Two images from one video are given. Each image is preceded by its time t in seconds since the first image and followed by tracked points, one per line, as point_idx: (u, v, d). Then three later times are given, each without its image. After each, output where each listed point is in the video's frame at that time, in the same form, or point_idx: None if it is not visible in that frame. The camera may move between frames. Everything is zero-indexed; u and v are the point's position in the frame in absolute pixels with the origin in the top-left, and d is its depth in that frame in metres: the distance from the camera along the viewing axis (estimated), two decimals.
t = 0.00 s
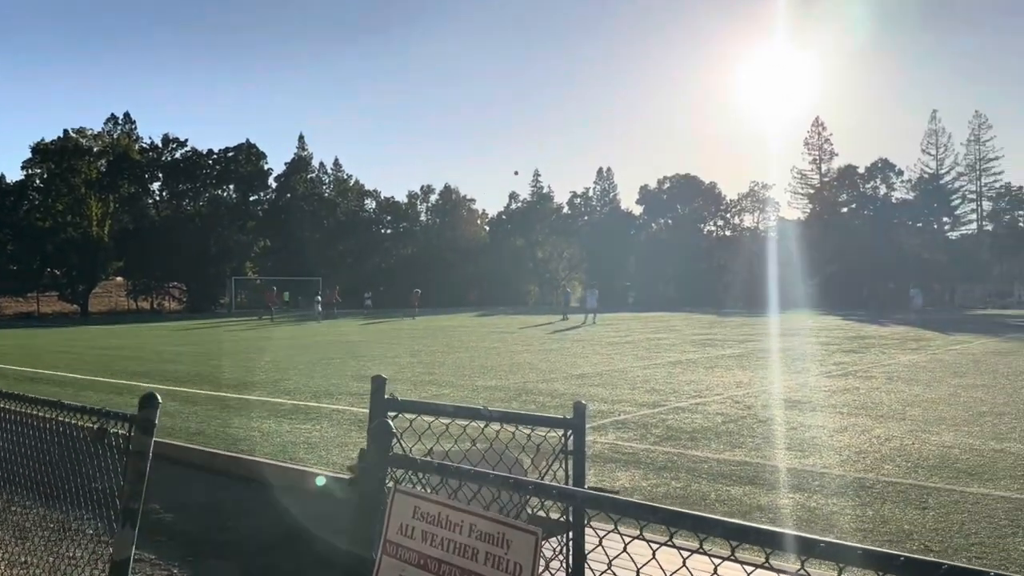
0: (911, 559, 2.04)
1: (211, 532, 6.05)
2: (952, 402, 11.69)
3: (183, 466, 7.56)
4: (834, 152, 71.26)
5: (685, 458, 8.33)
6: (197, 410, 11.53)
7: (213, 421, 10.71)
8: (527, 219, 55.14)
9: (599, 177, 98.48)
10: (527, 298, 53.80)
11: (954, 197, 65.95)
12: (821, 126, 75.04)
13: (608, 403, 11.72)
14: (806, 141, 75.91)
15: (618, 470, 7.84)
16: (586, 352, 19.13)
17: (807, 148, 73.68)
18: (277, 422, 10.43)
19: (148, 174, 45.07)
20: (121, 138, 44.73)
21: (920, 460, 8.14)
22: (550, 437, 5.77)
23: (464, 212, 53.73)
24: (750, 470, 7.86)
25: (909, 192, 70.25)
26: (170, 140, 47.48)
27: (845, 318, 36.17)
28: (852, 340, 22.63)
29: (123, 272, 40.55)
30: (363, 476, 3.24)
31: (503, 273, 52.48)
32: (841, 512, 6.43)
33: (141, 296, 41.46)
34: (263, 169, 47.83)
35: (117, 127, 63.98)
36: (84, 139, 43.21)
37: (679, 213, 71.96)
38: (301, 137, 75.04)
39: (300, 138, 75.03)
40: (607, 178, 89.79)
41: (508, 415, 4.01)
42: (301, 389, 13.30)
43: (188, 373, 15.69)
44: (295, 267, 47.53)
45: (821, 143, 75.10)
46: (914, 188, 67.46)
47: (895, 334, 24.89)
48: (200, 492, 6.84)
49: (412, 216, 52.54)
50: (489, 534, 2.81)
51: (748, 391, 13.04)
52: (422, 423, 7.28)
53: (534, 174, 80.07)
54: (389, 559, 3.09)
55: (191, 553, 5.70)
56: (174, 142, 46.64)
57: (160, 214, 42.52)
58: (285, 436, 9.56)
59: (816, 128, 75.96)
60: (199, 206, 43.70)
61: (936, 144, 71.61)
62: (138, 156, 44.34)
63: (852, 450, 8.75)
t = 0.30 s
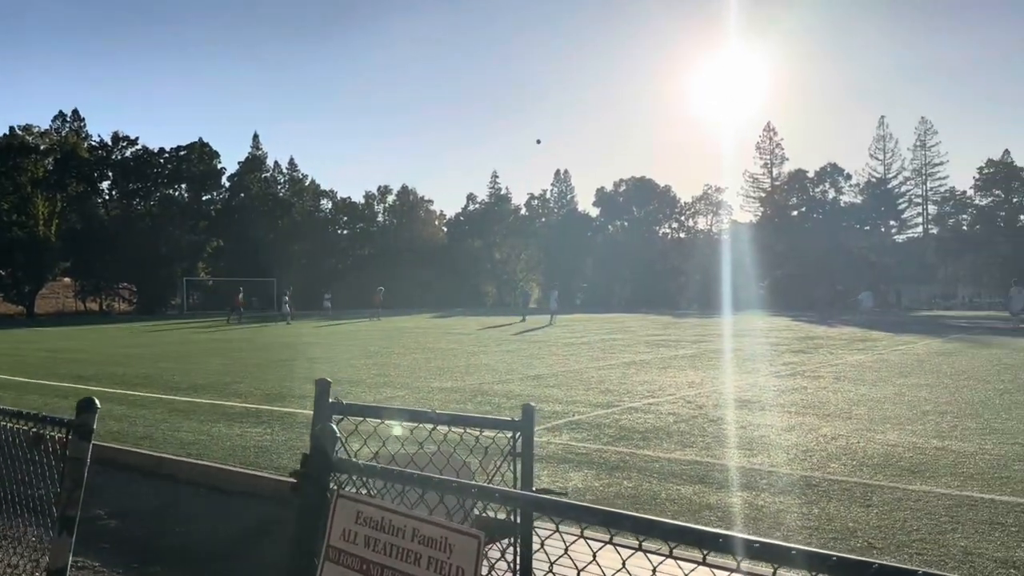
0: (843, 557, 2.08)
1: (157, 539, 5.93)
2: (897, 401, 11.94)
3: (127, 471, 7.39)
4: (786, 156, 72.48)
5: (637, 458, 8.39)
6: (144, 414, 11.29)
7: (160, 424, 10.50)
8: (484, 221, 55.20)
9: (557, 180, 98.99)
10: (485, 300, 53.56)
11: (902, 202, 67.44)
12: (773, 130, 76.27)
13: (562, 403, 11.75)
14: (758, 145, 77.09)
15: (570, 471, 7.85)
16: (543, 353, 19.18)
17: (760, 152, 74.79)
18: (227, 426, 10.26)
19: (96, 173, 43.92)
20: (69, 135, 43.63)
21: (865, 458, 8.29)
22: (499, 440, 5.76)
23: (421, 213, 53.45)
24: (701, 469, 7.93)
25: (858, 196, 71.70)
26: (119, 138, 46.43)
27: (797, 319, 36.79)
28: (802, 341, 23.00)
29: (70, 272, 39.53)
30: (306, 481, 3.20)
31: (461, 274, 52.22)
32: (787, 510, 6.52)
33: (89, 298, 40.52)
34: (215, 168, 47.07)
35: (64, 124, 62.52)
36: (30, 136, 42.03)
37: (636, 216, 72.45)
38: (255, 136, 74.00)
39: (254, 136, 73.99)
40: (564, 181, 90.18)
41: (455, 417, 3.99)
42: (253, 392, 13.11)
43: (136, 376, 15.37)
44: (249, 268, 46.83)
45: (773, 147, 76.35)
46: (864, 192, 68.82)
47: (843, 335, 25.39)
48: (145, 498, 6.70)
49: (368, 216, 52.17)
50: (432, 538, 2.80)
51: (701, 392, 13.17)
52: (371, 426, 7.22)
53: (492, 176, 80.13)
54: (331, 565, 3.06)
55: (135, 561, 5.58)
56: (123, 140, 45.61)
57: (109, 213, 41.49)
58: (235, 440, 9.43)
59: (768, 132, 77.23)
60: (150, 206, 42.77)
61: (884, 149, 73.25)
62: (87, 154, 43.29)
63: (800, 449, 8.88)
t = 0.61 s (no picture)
0: (790, 547, 2.11)
1: (108, 542, 5.82)
2: (849, 397, 12.17)
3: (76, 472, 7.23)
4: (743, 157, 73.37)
5: (595, 454, 8.43)
6: (95, 415, 11.08)
7: (111, 425, 10.31)
8: (445, 220, 55.17)
9: (517, 179, 99.11)
10: (446, 298, 53.15)
11: (855, 203, 68.72)
12: (730, 132, 77.23)
13: (521, 401, 11.77)
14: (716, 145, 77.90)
15: (529, 468, 7.87)
16: (503, 352, 19.19)
17: (718, 152, 75.62)
18: (182, 427, 10.11)
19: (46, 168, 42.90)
20: (18, 130, 42.50)
21: (818, 453, 8.43)
22: (455, 438, 5.75)
23: (381, 212, 53.12)
24: (658, 465, 7.99)
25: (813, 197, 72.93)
26: (70, 133, 45.41)
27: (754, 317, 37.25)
28: (759, 339, 23.31)
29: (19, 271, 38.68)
30: (257, 482, 3.16)
31: (422, 273, 51.82)
32: (741, 505, 6.61)
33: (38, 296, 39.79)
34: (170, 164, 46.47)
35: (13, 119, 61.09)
36: None
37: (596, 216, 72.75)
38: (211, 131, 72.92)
39: (210, 132, 72.91)
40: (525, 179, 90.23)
41: (409, 415, 3.97)
42: (208, 392, 12.94)
43: (86, 376, 15.07)
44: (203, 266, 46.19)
45: (730, 148, 77.23)
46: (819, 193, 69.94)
47: (798, 333, 25.77)
48: (96, 499, 6.57)
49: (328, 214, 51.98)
50: (383, 537, 2.78)
51: (659, 389, 13.28)
52: (325, 425, 7.16)
53: (453, 174, 79.95)
54: (281, 564, 3.03)
55: (85, 564, 5.48)
56: (74, 135, 44.64)
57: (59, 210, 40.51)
58: (189, 441, 9.29)
59: (726, 133, 78.09)
60: (103, 203, 42.00)
61: (837, 151, 74.65)
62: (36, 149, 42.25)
63: (755, 444, 9.00)
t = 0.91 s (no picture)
0: (748, 536, 2.14)
1: (66, 540, 5.72)
2: (808, 390, 12.37)
3: (33, 470, 7.09)
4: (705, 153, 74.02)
5: (560, 448, 8.46)
6: (52, 413, 10.86)
7: (69, 423, 10.12)
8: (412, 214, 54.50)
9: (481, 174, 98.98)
10: (411, 294, 52.79)
11: (815, 200, 69.72)
12: (692, 128, 77.91)
13: (486, 396, 11.78)
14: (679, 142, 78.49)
15: (494, 462, 7.88)
16: (467, 347, 19.19)
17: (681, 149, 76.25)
18: (141, 424, 9.96)
19: (2, 162, 41.95)
20: None
21: (778, 445, 8.56)
22: (420, 432, 5.74)
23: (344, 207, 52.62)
24: (622, 458, 8.04)
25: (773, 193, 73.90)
26: (24, 125, 44.29)
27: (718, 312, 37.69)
28: (720, 333, 23.58)
29: None
30: (217, 477, 3.13)
31: (386, 269, 51.45)
32: (703, 496, 6.69)
33: None
34: (127, 157, 46.29)
35: None
36: None
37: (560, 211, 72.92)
38: (170, 126, 71.77)
39: (169, 126, 71.76)
40: (490, 175, 90.08)
41: (372, 409, 3.95)
42: (169, 389, 12.76)
43: (42, 373, 14.76)
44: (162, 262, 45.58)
45: (693, 145, 77.90)
46: (779, 190, 70.83)
47: (758, 328, 26.13)
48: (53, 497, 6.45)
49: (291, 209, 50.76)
50: (346, 530, 2.77)
51: (622, 383, 13.37)
52: (287, 421, 7.10)
53: (417, 169, 79.59)
54: (243, 560, 3.00)
55: (42, 563, 5.38)
56: (29, 127, 43.53)
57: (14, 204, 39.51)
58: (150, 437, 9.17)
59: (688, 130, 78.72)
60: (59, 197, 41.11)
61: (797, 148, 75.70)
62: None
63: (716, 437, 9.10)
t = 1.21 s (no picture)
0: (708, 519, 2.16)
1: (29, 535, 5.63)
2: (774, 381, 12.53)
3: None
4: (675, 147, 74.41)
5: (530, 439, 8.49)
6: (14, 407, 10.68)
7: (31, 417, 9.95)
8: (382, 207, 54.04)
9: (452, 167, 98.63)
10: (382, 287, 52.41)
11: (782, 193, 70.36)
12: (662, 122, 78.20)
13: (455, 388, 11.77)
14: (648, 135, 78.80)
15: (463, 454, 7.89)
16: (438, 340, 19.16)
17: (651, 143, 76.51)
18: (105, 418, 9.83)
19: None
20: None
21: (744, 435, 8.65)
22: (388, 423, 5.75)
23: (314, 198, 52.03)
24: (590, 449, 8.09)
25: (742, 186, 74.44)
26: None
27: (688, 305, 37.93)
28: (689, 325, 23.75)
29: None
30: (180, 467, 3.10)
31: (355, 261, 51.11)
32: (670, 485, 6.75)
33: None
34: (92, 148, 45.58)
35: None
36: None
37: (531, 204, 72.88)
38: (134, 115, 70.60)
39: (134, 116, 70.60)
40: (460, 167, 89.77)
41: (338, 399, 3.94)
42: (133, 383, 12.59)
43: (2, 367, 14.50)
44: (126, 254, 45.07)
45: (663, 138, 78.19)
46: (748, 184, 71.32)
47: (726, 320, 26.40)
48: (15, 492, 6.35)
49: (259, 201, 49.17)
50: (310, 519, 2.76)
51: (591, 375, 13.42)
52: (254, 414, 7.04)
53: (387, 162, 79.14)
54: (206, 550, 2.99)
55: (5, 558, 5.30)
56: None
57: None
58: (114, 432, 9.05)
59: (658, 124, 79.05)
60: (21, 187, 40.69)
61: (766, 142, 76.34)
62: None
63: (684, 427, 9.19)
